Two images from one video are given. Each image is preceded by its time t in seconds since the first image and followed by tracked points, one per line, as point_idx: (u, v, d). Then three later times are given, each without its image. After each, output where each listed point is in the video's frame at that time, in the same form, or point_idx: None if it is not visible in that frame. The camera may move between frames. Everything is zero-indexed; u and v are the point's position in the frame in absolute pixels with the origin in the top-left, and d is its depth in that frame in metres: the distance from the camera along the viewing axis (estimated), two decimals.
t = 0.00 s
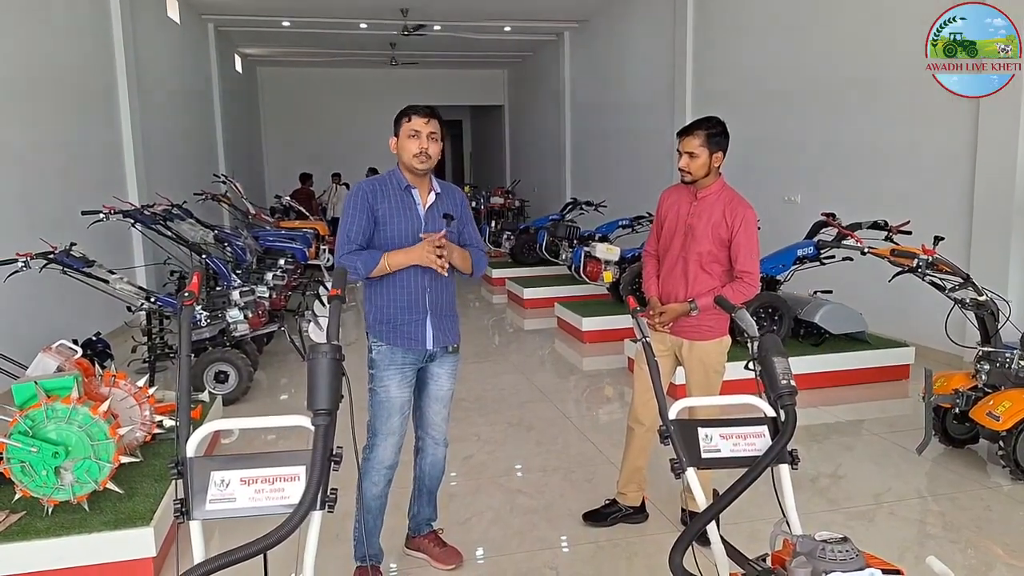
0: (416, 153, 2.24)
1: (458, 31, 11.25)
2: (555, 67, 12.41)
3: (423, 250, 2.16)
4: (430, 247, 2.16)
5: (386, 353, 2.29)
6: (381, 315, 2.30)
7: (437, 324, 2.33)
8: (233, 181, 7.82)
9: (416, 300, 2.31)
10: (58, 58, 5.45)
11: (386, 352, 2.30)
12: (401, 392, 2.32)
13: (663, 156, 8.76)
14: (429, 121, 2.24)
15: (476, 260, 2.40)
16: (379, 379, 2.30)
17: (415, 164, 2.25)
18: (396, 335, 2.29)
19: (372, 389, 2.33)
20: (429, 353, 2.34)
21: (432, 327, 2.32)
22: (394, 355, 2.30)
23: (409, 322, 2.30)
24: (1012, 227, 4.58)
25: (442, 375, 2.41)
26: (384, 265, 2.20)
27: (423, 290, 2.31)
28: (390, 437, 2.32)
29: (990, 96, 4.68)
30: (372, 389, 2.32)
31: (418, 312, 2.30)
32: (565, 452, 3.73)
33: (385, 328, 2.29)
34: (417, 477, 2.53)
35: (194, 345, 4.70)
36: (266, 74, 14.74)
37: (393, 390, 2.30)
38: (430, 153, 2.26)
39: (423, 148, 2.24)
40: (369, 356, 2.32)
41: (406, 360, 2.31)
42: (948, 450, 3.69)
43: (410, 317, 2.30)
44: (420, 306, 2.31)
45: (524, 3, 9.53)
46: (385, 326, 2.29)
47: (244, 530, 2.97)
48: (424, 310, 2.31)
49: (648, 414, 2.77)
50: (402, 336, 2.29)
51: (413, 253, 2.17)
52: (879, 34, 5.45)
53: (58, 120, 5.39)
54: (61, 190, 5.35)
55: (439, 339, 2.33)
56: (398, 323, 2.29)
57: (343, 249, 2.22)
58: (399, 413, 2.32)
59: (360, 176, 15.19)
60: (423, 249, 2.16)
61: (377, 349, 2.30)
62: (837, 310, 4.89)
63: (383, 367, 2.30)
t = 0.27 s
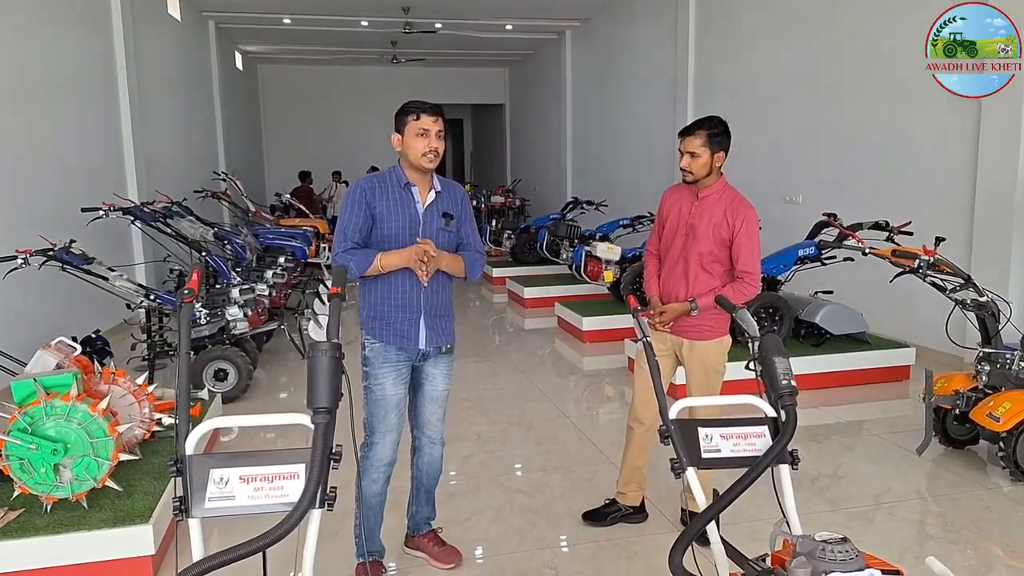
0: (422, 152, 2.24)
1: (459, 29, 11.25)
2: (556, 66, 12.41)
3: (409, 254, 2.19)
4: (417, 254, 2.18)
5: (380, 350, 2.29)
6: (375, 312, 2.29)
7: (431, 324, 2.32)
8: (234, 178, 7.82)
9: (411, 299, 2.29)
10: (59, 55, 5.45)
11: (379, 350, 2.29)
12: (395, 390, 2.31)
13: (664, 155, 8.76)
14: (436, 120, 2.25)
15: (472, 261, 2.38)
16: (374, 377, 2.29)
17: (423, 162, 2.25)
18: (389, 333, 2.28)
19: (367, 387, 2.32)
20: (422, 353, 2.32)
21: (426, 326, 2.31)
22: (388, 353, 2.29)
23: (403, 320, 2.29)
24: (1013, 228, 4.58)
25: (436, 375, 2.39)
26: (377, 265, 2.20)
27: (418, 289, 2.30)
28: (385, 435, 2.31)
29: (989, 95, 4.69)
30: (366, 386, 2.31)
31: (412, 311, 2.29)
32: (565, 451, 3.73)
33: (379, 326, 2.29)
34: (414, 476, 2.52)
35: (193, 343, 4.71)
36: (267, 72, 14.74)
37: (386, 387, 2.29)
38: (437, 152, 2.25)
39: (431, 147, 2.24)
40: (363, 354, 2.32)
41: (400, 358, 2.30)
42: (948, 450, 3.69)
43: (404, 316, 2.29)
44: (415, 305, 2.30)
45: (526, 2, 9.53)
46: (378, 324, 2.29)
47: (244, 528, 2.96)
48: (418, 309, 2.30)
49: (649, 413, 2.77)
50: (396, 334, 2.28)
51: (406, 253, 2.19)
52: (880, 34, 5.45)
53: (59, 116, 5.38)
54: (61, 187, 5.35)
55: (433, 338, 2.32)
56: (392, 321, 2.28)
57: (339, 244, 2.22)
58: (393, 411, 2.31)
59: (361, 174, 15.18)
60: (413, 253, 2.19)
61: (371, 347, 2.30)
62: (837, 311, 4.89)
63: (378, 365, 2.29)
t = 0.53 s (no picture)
0: (427, 150, 2.24)
1: (460, 27, 11.23)
2: (557, 64, 12.39)
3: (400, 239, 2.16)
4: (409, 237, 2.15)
5: (374, 351, 2.28)
6: (368, 310, 2.28)
7: (425, 324, 2.32)
8: (234, 176, 7.81)
9: (405, 297, 2.29)
10: (59, 52, 5.44)
11: (374, 350, 2.28)
12: (391, 390, 2.31)
13: (665, 154, 8.75)
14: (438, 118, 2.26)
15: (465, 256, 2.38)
16: (369, 378, 2.29)
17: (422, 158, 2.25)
18: (384, 332, 2.27)
19: (362, 387, 2.31)
20: (417, 353, 2.32)
21: (422, 326, 2.31)
22: (383, 353, 2.29)
23: (399, 319, 2.28)
24: (1012, 228, 4.58)
25: (431, 376, 2.40)
26: (370, 256, 2.18)
27: (414, 287, 2.29)
28: (381, 435, 2.31)
29: (989, 96, 4.69)
30: (361, 387, 2.31)
31: (406, 310, 2.29)
32: (564, 450, 3.74)
33: (374, 326, 2.28)
34: (412, 476, 2.52)
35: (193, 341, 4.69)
36: (267, 70, 14.72)
37: (382, 388, 2.30)
38: (440, 149, 2.26)
39: (433, 144, 2.24)
40: (356, 354, 2.31)
41: (394, 359, 2.30)
42: (947, 450, 3.69)
43: (398, 314, 2.28)
44: (409, 303, 2.29)
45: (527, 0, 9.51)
46: (372, 323, 2.28)
47: (244, 527, 2.97)
48: (414, 308, 2.30)
49: (648, 412, 2.77)
50: (390, 333, 2.27)
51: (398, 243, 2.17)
52: (881, 34, 5.45)
53: (59, 113, 5.38)
54: (61, 184, 5.34)
55: (427, 338, 2.32)
56: (388, 320, 2.27)
57: (332, 236, 2.20)
58: (388, 411, 2.32)
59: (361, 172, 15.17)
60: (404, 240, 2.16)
61: (365, 347, 2.29)
62: (837, 310, 4.89)
63: (373, 366, 2.29)
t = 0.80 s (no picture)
0: (410, 143, 2.24)
1: (461, 26, 11.22)
2: (557, 63, 12.38)
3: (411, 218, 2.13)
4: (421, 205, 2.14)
5: (373, 354, 2.27)
6: (368, 311, 2.27)
7: (424, 323, 2.32)
8: (234, 173, 7.80)
9: (405, 295, 2.28)
10: (60, 48, 5.44)
11: (373, 353, 2.27)
12: (389, 393, 2.31)
13: (665, 153, 8.74)
14: (417, 110, 2.25)
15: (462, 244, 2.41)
16: (368, 381, 2.28)
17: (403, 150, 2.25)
18: (383, 335, 2.26)
19: (360, 391, 2.30)
20: (415, 354, 2.32)
21: (421, 324, 2.31)
22: (382, 356, 2.28)
23: (398, 319, 2.27)
24: (1012, 229, 4.58)
25: (428, 377, 2.40)
26: (377, 247, 2.14)
27: (413, 284, 2.29)
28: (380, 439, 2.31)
29: (989, 96, 4.69)
30: (359, 390, 2.30)
31: (405, 309, 2.28)
32: (563, 448, 3.74)
33: (373, 327, 2.26)
34: (409, 478, 2.52)
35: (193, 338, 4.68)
36: (268, 67, 14.71)
37: (380, 391, 2.29)
38: (422, 141, 2.26)
39: (416, 138, 2.24)
40: (353, 358, 2.29)
41: (393, 361, 2.30)
42: (946, 451, 3.69)
43: (398, 314, 2.27)
44: (408, 302, 2.29)
45: None
46: (371, 324, 2.26)
47: (243, 524, 2.96)
48: (413, 306, 2.29)
49: (647, 412, 2.77)
50: (390, 334, 2.27)
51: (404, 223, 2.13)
52: (882, 34, 5.45)
53: (59, 109, 5.38)
54: (61, 181, 5.34)
55: (426, 338, 2.32)
56: (387, 320, 2.26)
57: (331, 239, 2.17)
58: (387, 414, 2.31)
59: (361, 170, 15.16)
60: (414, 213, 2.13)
61: (363, 350, 2.27)
62: (837, 310, 4.89)
63: (372, 369, 2.28)
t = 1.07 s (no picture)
0: (379, 138, 2.21)
1: (462, 25, 11.22)
2: (558, 62, 12.38)
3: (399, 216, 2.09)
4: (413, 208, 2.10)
5: (365, 357, 2.26)
6: (359, 313, 2.25)
7: (416, 325, 2.31)
8: (234, 171, 7.80)
9: (396, 296, 2.27)
10: (60, 45, 5.44)
11: (365, 357, 2.26)
12: (382, 396, 2.30)
13: (666, 153, 8.74)
14: (388, 103, 2.21)
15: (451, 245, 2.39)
16: (361, 386, 2.27)
17: (381, 148, 2.22)
18: (375, 338, 2.25)
19: (352, 395, 2.29)
20: (407, 356, 2.32)
21: (412, 326, 2.30)
22: (374, 359, 2.27)
23: (390, 321, 2.26)
24: (1011, 230, 4.58)
25: (422, 380, 2.40)
26: (363, 247, 2.12)
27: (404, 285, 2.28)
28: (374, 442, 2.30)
29: (988, 95, 4.69)
30: (352, 394, 2.29)
31: (397, 310, 2.27)
32: (563, 448, 3.74)
33: (365, 331, 2.25)
34: (407, 480, 2.53)
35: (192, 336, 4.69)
36: (268, 65, 14.70)
37: (373, 395, 2.28)
38: (395, 135, 2.22)
39: (387, 131, 2.21)
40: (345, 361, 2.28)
41: (385, 364, 2.29)
42: (945, 451, 3.70)
43: (389, 315, 2.26)
44: (400, 303, 2.27)
45: None
46: (363, 327, 2.25)
47: (241, 523, 2.96)
48: (405, 307, 2.29)
49: (646, 412, 2.78)
50: (382, 336, 2.26)
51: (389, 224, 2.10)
52: (881, 35, 5.45)
53: (59, 106, 5.37)
54: (61, 178, 5.34)
55: (418, 340, 2.31)
56: (379, 323, 2.25)
57: (318, 242, 2.16)
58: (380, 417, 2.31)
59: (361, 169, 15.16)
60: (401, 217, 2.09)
61: (356, 354, 2.26)
62: (836, 311, 4.90)
63: (364, 373, 2.27)
